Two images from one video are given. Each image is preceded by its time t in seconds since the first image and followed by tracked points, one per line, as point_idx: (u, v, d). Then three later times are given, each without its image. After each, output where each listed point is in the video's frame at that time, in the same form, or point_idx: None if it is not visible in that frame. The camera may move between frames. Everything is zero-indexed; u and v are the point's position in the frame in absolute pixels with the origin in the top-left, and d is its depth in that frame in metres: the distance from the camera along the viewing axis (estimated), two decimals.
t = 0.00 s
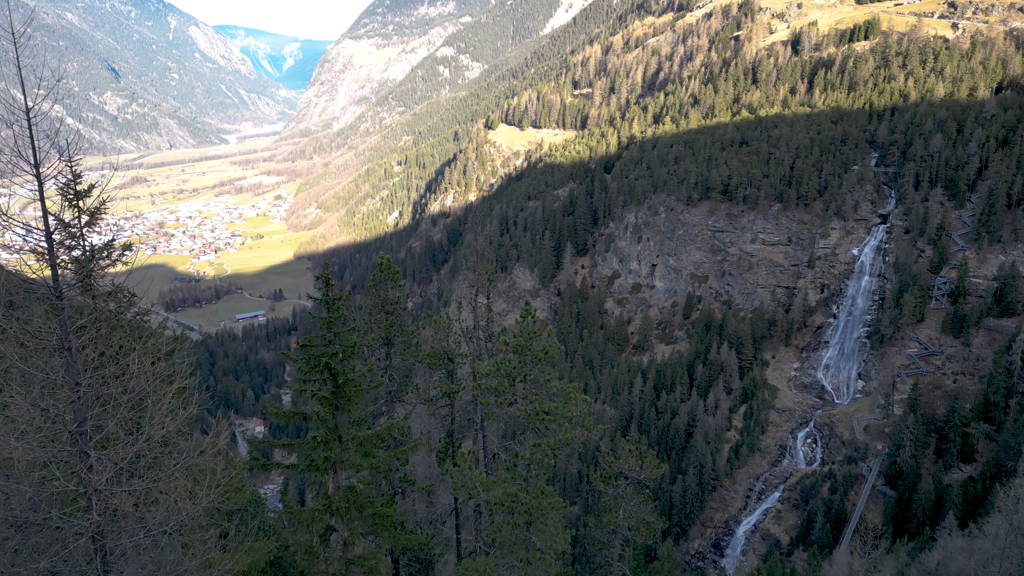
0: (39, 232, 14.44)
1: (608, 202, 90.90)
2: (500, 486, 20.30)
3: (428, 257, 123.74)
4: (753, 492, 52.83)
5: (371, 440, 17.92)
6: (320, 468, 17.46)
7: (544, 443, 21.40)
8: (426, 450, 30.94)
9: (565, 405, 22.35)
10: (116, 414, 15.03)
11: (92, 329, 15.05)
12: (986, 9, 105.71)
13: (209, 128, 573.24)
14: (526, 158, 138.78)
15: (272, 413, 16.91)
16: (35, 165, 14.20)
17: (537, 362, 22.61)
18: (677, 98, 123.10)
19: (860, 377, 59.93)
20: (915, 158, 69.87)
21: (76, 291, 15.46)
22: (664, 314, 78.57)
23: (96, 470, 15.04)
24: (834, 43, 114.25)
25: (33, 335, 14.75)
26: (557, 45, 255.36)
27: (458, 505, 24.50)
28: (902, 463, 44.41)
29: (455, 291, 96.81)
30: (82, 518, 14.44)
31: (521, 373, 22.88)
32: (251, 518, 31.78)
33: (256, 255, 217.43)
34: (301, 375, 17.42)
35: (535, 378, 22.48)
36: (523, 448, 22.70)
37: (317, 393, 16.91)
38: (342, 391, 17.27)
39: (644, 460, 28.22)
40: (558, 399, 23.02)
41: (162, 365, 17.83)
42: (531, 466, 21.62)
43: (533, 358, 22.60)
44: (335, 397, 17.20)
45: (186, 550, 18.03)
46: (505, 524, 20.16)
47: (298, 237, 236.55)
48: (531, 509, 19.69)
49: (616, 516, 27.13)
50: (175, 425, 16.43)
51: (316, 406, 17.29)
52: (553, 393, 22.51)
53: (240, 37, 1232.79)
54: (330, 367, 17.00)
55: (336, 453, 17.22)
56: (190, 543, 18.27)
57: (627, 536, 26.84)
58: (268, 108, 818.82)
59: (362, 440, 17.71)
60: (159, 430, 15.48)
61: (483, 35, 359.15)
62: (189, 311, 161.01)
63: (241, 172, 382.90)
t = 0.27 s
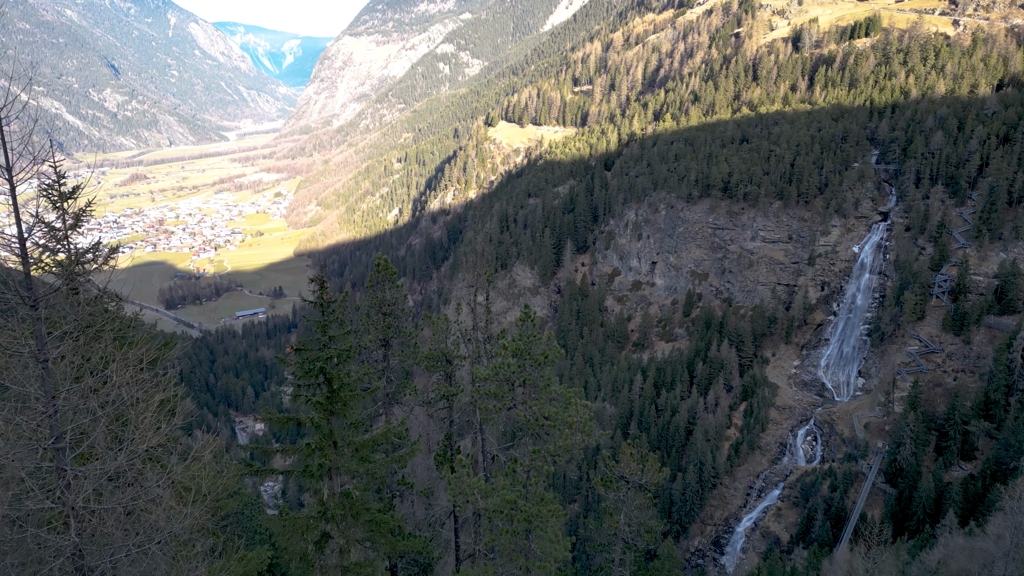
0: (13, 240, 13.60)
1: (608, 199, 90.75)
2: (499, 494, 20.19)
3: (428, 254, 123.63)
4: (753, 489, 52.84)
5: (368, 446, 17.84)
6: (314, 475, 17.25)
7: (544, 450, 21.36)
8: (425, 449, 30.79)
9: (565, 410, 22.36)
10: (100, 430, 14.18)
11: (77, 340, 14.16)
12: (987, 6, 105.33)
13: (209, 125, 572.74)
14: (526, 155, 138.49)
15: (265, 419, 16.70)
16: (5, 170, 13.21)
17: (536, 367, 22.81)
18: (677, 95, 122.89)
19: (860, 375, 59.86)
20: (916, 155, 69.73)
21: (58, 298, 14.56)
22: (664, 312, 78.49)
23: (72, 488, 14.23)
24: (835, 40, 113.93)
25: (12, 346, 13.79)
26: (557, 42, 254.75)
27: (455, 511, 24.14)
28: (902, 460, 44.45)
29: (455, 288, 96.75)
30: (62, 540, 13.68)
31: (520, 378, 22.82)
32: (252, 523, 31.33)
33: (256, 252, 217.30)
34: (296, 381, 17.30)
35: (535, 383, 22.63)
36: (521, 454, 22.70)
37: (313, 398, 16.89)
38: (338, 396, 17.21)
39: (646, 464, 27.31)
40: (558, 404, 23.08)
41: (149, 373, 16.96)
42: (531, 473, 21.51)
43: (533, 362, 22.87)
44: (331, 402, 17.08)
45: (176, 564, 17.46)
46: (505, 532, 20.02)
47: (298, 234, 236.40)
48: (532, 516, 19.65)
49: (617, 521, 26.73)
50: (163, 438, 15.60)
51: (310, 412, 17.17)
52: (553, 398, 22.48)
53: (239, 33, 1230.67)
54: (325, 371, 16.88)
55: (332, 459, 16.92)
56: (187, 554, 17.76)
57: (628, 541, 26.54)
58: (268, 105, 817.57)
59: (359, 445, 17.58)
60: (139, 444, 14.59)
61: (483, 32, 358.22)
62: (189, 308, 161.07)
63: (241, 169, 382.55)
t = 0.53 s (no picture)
0: None
1: (608, 197, 90.57)
2: (497, 501, 20.09)
3: (428, 252, 123.41)
4: (753, 487, 52.85)
5: (364, 451, 17.98)
6: (310, 482, 17.33)
7: (544, 457, 20.94)
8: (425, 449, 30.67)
9: (566, 415, 22.00)
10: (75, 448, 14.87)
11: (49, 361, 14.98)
12: (988, 3, 104.99)
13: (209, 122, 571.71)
14: (526, 153, 138.22)
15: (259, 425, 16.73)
16: None
17: (537, 372, 22.24)
18: (677, 92, 122.55)
19: (860, 372, 59.81)
20: (917, 153, 69.57)
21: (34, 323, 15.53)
22: (665, 310, 78.37)
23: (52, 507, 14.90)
24: (836, 37, 113.49)
25: None
26: (557, 40, 254.14)
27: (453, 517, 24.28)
28: (903, 458, 44.50)
29: (455, 286, 96.57)
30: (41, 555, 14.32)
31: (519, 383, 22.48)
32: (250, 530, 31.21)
33: (255, 250, 217.04)
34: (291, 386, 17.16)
35: (535, 388, 22.20)
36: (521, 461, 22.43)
37: (307, 403, 16.76)
38: (333, 402, 17.10)
39: (648, 469, 26.90)
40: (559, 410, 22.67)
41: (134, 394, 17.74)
42: (532, 480, 21.25)
43: (533, 367, 22.20)
44: (325, 408, 16.98)
45: None
46: (504, 541, 19.97)
47: (298, 232, 236.22)
48: (531, 525, 19.59)
49: (617, 525, 27.17)
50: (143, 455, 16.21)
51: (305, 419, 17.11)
52: (553, 404, 22.07)
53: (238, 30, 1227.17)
54: (320, 377, 16.77)
55: (328, 465, 17.12)
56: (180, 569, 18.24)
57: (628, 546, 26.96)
58: (268, 102, 815.93)
59: (355, 451, 17.73)
60: (112, 464, 15.06)
61: (483, 30, 357.29)
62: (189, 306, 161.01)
63: (241, 166, 382.12)
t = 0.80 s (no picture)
0: None
1: (608, 194, 90.52)
2: (496, 510, 19.96)
3: (428, 249, 123.29)
4: (753, 485, 52.83)
5: (360, 457, 17.94)
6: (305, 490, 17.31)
7: (544, 465, 20.78)
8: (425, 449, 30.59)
9: (567, 421, 21.88)
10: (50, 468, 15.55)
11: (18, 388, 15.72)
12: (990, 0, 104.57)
13: (209, 120, 571.33)
14: (526, 151, 137.98)
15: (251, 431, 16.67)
16: None
17: (536, 378, 22.17)
18: (677, 90, 122.28)
19: (861, 370, 59.83)
20: (918, 150, 69.41)
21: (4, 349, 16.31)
22: (665, 307, 78.28)
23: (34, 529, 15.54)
24: (836, 34, 113.15)
25: None
26: (557, 37, 253.40)
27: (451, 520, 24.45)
28: (903, 456, 44.53)
29: (455, 284, 96.53)
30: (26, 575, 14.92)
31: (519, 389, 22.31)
32: (246, 534, 30.17)
33: (255, 248, 216.96)
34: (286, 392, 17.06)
35: (535, 394, 22.17)
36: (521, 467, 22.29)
37: (302, 410, 16.73)
38: (328, 407, 17.06)
39: (650, 474, 26.73)
40: (559, 416, 22.54)
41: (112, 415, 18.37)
42: (532, 489, 21.11)
43: (533, 372, 22.25)
44: (319, 413, 16.91)
45: None
46: (502, 550, 19.84)
47: (298, 229, 236.03)
48: (530, 534, 19.42)
49: (620, 531, 26.90)
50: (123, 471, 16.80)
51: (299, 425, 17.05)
52: (553, 410, 21.94)
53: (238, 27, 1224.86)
54: (313, 383, 16.70)
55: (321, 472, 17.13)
56: None
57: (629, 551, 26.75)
58: (268, 100, 814.26)
59: (350, 458, 17.68)
60: (87, 484, 15.59)
61: (483, 27, 356.30)
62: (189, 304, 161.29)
63: (241, 164, 381.92)
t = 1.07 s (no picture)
0: None
1: (609, 192, 90.41)
2: (495, 519, 19.89)
3: (428, 247, 123.22)
4: (753, 483, 52.88)
5: (357, 466, 17.85)
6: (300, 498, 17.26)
7: (545, 473, 20.67)
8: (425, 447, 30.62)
9: (567, 427, 21.82)
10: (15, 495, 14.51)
11: None
12: None
13: (209, 117, 570.89)
14: (526, 148, 137.73)
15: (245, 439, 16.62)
16: None
17: (536, 384, 22.04)
18: (678, 87, 121.96)
19: (861, 368, 59.85)
20: (919, 147, 69.25)
21: None
22: (665, 305, 78.22)
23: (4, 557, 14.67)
24: (837, 31, 112.80)
25: None
26: (557, 34, 252.63)
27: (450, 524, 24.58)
28: (903, 454, 44.53)
29: (455, 282, 96.56)
30: None
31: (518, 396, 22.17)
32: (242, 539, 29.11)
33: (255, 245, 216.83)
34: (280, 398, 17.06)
35: (535, 400, 22.09)
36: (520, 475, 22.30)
37: (297, 417, 16.69)
38: (323, 414, 17.10)
39: (653, 480, 26.27)
40: (559, 422, 22.47)
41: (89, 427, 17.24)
42: (532, 497, 21.08)
43: (532, 378, 22.02)
44: (314, 420, 16.89)
45: None
46: (502, 560, 19.71)
47: (298, 227, 235.82)
48: (530, 544, 19.31)
49: (622, 536, 26.61)
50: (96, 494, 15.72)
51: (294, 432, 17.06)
52: (554, 417, 21.80)
53: (238, 24, 1222.25)
54: (308, 390, 16.68)
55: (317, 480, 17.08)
56: None
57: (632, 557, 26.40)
58: (268, 97, 813.01)
59: (346, 466, 17.65)
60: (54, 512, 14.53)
61: (483, 24, 355.25)
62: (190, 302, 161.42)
63: (241, 161, 381.86)
